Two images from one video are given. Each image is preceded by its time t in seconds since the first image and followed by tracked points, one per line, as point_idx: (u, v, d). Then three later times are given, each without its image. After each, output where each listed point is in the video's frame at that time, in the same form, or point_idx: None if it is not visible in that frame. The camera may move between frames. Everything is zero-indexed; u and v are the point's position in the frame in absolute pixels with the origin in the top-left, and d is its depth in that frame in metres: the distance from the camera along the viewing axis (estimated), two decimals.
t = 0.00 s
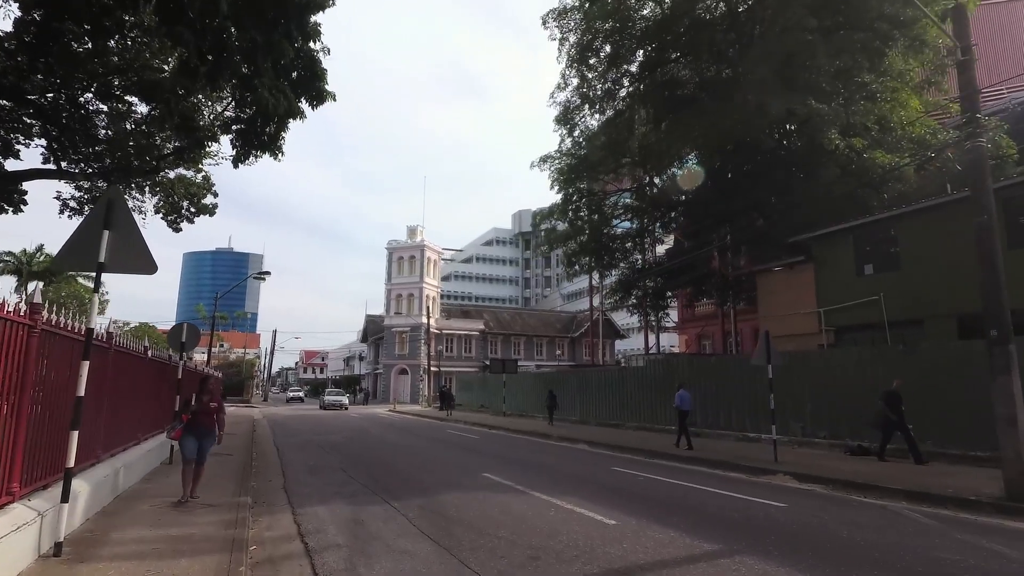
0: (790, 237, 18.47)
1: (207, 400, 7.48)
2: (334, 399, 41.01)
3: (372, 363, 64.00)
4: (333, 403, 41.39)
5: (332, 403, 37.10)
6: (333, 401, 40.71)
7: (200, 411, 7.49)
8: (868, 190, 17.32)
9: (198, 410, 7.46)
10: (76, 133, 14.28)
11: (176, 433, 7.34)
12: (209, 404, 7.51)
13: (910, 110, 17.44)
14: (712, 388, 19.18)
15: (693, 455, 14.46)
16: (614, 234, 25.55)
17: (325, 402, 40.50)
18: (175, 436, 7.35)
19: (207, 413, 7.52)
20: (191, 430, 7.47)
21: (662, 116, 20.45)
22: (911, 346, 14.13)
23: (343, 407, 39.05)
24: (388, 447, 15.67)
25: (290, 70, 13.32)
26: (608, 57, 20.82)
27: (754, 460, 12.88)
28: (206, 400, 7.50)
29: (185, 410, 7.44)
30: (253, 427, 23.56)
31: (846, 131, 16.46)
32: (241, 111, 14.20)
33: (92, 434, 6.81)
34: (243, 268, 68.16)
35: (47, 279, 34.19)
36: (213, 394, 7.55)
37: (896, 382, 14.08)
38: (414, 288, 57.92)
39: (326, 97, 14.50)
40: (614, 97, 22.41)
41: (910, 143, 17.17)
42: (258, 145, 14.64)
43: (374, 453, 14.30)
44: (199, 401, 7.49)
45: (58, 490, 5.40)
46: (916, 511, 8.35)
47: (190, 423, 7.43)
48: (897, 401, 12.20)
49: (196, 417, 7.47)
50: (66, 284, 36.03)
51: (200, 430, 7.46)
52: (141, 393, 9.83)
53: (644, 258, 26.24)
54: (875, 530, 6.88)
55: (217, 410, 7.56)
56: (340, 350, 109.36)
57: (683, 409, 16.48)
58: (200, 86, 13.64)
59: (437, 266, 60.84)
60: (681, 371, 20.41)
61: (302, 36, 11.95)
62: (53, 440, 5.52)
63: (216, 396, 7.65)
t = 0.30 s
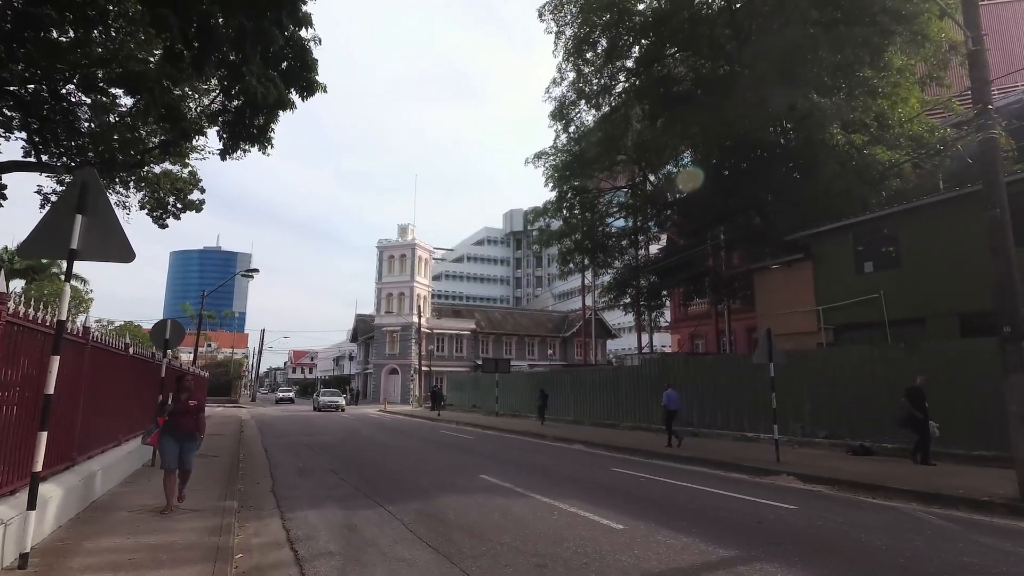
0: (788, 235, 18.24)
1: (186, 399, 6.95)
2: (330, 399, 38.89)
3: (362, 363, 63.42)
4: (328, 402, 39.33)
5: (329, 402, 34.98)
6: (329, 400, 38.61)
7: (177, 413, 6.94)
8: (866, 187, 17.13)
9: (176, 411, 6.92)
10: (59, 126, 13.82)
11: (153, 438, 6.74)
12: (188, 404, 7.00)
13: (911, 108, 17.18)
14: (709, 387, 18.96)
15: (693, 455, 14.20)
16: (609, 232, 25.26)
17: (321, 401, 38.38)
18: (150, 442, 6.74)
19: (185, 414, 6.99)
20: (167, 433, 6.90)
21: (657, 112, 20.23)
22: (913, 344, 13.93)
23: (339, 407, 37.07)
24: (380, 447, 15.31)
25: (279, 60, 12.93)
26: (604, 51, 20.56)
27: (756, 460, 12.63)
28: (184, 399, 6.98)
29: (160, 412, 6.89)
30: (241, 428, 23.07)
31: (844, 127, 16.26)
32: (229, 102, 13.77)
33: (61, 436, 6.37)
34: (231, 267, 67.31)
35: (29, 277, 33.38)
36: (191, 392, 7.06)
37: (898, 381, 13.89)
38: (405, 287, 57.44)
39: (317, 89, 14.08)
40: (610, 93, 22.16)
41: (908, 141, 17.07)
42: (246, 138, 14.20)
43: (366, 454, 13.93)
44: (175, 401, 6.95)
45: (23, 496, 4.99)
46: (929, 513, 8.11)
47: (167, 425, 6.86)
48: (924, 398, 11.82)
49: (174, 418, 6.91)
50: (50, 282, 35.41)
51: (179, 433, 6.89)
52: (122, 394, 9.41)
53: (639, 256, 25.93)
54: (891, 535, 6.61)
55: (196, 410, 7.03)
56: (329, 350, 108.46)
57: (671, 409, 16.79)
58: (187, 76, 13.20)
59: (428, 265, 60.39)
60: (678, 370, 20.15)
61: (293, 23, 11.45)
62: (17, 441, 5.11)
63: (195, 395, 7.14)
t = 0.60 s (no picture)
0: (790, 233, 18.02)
1: (166, 404, 6.03)
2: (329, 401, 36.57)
3: (354, 363, 62.95)
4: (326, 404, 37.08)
5: (329, 404, 32.76)
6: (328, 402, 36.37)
7: (157, 422, 6.00)
8: (868, 185, 16.92)
9: (155, 418, 6.00)
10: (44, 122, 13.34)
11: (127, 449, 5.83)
12: (170, 410, 6.06)
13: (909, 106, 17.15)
14: (709, 387, 18.71)
15: (694, 457, 13.92)
16: (606, 230, 25.02)
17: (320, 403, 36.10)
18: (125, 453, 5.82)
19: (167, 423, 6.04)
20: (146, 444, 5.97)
21: (655, 110, 19.97)
22: (919, 344, 13.68)
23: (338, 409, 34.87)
24: (375, 450, 14.93)
25: (269, 51, 12.55)
26: (602, 47, 20.26)
27: (760, 463, 12.36)
28: (166, 406, 6.07)
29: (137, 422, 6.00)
30: (232, 429, 22.66)
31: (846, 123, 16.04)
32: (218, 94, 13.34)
33: (33, 445, 5.97)
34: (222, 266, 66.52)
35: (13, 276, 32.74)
36: (173, 398, 6.13)
37: (905, 382, 13.63)
38: (397, 286, 57.02)
39: (309, 81, 13.70)
40: (608, 89, 21.86)
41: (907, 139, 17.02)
42: (235, 131, 13.80)
43: (361, 457, 13.55)
44: (155, 408, 6.04)
45: None
46: (946, 519, 7.85)
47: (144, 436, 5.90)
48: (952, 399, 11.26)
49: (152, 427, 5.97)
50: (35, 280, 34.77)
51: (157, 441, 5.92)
52: (100, 397, 8.98)
53: (636, 255, 25.69)
54: (914, 545, 6.33)
55: (178, 418, 6.09)
56: (321, 349, 107.82)
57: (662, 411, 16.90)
58: (173, 68, 12.79)
59: (421, 265, 59.96)
60: (677, 370, 19.91)
61: (283, 10, 11.08)
62: None
63: (179, 402, 6.22)
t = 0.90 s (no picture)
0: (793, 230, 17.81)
1: (157, 399, 5.64)
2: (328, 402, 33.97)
3: (349, 362, 62.50)
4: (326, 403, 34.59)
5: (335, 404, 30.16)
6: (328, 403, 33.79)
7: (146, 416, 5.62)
8: (871, 180, 16.72)
9: (144, 413, 5.59)
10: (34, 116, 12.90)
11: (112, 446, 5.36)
12: (161, 405, 5.67)
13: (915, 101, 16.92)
14: (711, 385, 18.45)
15: (698, 457, 13.66)
16: (606, 227, 24.81)
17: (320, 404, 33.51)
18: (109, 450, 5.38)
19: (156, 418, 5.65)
20: (132, 440, 5.56)
21: (656, 104, 19.82)
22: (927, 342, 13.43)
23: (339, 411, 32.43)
24: (372, 450, 14.60)
25: (265, 40, 12.19)
26: (603, 40, 20.06)
27: (767, 461, 12.10)
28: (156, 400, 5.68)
29: (124, 414, 5.51)
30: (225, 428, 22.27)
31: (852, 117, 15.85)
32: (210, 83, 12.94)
33: (13, 444, 5.63)
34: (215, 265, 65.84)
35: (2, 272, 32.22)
36: (164, 392, 5.72)
37: (913, 379, 13.40)
38: (392, 285, 56.61)
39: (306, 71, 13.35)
40: (608, 84, 21.66)
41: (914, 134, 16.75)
42: (229, 123, 13.42)
43: (358, 457, 13.21)
44: (143, 402, 5.63)
45: None
46: (968, 519, 7.60)
47: (131, 433, 5.56)
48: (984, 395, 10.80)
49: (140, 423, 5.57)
50: (25, 277, 34.21)
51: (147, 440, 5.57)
52: (87, 394, 8.63)
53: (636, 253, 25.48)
54: (943, 547, 6.05)
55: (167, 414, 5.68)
56: (315, 348, 107.13)
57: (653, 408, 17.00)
58: (167, 57, 12.43)
59: (417, 263, 59.55)
60: (679, 369, 19.65)
61: None
62: None
63: (169, 397, 5.84)
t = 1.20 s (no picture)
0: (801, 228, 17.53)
1: (143, 408, 5.00)
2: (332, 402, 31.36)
3: (346, 362, 62.09)
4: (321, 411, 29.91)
5: (346, 406, 27.56)
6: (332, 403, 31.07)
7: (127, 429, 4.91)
8: (879, 179, 16.51)
9: (127, 425, 4.90)
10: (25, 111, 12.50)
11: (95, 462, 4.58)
12: (146, 415, 5.02)
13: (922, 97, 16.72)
14: (716, 386, 18.15)
15: (706, 460, 13.37)
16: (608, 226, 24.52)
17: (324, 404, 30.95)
18: (90, 468, 4.57)
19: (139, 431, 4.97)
20: (113, 458, 4.80)
21: (659, 104, 19.93)
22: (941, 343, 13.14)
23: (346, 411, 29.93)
24: (372, 453, 14.26)
25: (263, 31, 11.83)
26: (607, 36, 19.83)
27: (779, 465, 11.80)
28: (140, 412, 5.03)
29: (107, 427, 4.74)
30: (220, 429, 21.89)
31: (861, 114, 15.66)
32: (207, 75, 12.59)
33: None
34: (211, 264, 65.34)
35: None
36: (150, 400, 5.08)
37: (926, 382, 13.11)
38: (390, 285, 56.20)
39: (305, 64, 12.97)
40: (611, 81, 21.40)
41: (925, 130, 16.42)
42: (225, 117, 13.03)
43: (358, 460, 12.87)
44: (126, 413, 4.95)
45: None
46: (997, 528, 7.29)
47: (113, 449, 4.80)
48: None
49: (123, 436, 4.86)
50: (17, 275, 33.65)
51: (134, 455, 4.87)
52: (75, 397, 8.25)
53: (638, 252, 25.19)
54: (980, 560, 5.73)
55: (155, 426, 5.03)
56: (312, 348, 106.41)
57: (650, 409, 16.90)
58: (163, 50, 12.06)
59: (414, 263, 59.17)
60: (683, 369, 19.35)
61: None
62: None
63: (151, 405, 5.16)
